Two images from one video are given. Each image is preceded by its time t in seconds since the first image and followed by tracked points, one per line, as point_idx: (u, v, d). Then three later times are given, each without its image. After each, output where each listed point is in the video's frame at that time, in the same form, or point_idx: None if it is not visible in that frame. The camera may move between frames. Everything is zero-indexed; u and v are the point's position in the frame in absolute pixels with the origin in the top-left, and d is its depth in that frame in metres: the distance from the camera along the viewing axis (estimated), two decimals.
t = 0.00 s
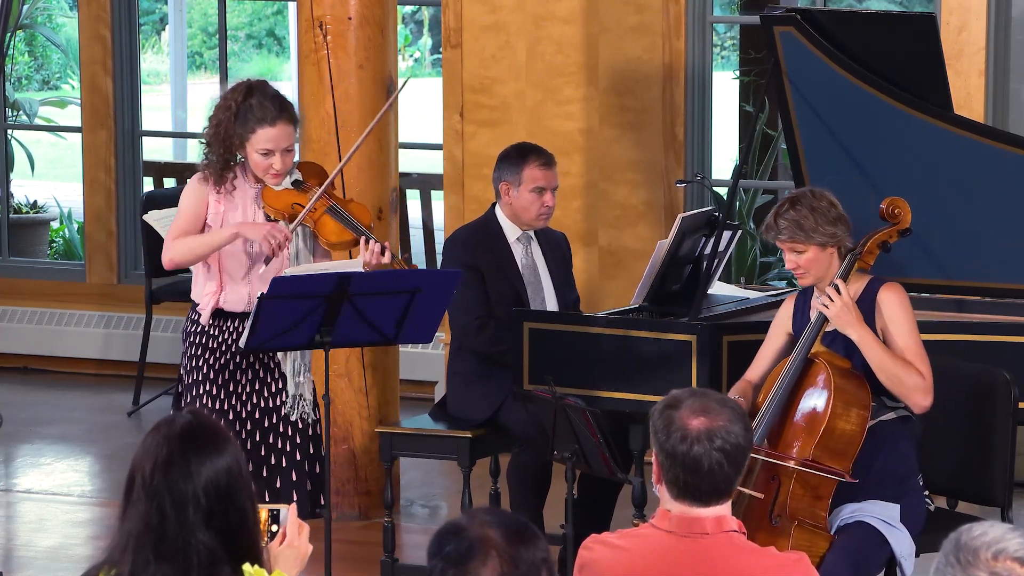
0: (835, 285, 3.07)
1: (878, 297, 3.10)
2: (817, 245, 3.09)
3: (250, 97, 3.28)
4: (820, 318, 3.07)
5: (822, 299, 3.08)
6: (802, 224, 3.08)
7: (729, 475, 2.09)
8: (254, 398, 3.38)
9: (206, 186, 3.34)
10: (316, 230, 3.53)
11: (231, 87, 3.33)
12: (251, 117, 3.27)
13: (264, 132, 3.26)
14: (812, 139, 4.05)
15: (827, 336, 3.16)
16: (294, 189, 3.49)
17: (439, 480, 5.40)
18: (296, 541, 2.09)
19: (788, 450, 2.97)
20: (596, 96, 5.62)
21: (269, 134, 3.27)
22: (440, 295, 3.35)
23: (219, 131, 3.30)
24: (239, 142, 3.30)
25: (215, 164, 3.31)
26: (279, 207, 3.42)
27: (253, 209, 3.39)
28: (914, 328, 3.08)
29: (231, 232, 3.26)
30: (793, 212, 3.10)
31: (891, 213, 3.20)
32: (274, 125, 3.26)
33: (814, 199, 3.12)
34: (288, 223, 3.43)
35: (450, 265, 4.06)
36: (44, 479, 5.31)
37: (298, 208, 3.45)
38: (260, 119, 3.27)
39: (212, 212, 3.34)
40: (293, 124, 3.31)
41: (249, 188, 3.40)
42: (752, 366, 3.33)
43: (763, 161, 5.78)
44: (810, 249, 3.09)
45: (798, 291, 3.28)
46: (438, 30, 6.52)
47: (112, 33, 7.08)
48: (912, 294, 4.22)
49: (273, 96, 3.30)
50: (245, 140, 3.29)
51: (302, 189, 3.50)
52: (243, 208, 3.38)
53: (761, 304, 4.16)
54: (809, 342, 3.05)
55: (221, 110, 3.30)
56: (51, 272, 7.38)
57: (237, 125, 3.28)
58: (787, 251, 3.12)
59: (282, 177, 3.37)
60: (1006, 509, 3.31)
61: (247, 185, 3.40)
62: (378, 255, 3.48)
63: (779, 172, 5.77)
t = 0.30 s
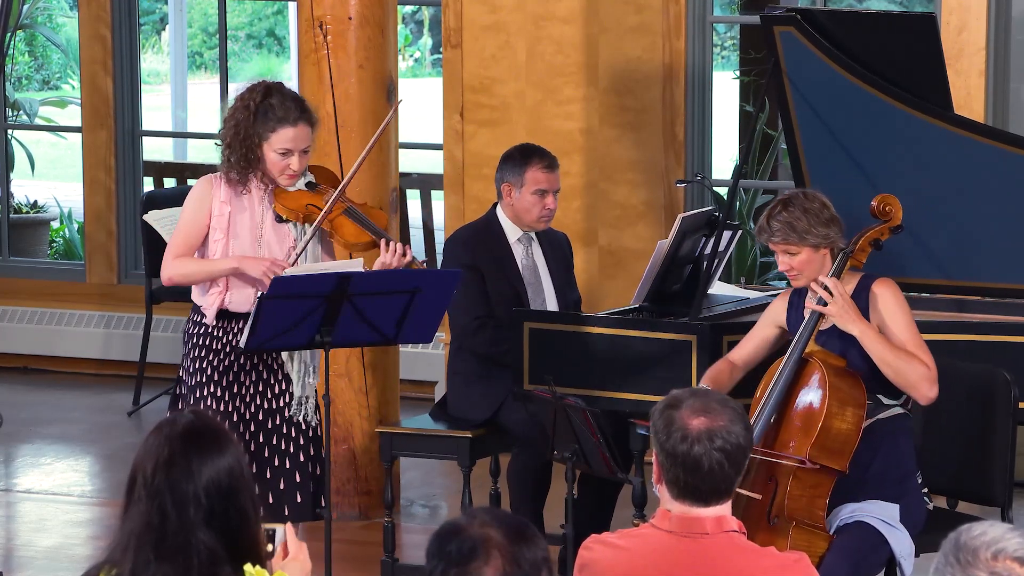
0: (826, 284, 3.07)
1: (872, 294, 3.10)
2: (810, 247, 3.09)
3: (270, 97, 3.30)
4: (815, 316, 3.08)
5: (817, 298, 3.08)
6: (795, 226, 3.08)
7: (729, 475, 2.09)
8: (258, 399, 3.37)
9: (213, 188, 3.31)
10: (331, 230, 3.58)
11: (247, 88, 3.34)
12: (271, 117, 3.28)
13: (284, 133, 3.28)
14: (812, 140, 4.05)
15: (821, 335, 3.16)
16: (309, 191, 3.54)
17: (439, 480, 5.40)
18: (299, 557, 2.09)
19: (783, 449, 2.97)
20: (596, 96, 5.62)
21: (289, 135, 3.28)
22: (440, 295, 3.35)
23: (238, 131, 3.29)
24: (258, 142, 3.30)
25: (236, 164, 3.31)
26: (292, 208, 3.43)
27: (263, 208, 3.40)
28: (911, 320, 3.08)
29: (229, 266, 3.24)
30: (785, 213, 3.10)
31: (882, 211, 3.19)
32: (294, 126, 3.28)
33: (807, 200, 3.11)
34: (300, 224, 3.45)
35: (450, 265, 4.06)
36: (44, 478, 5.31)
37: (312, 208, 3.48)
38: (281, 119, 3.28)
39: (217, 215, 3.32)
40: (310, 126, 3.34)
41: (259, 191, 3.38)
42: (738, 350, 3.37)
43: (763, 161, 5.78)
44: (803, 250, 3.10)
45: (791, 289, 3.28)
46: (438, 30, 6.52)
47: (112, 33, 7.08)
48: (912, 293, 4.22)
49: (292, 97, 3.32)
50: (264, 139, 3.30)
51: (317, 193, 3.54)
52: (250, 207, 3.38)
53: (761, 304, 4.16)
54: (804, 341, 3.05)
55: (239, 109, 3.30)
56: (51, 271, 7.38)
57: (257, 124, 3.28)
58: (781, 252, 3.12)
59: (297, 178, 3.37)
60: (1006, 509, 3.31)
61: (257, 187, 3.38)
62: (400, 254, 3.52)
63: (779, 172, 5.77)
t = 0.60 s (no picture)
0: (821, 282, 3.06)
1: (865, 291, 3.10)
2: (804, 244, 3.09)
3: (253, 86, 3.29)
4: (809, 313, 3.06)
5: (812, 294, 3.07)
6: (788, 223, 3.08)
7: (729, 475, 2.09)
8: (269, 398, 3.39)
9: (208, 188, 3.34)
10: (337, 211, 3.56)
11: (228, 82, 3.33)
12: (258, 105, 3.28)
13: (274, 118, 3.28)
14: (813, 140, 4.05)
15: (815, 334, 3.16)
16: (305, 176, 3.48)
17: (439, 480, 5.40)
18: None
19: (780, 450, 2.97)
20: (596, 96, 5.62)
21: (279, 121, 3.29)
22: (440, 295, 3.35)
23: (226, 125, 3.29)
24: (249, 133, 3.30)
25: (224, 159, 3.32)
26: (292, 194, 3.40)
27: (263, 200, 3.40)
28: (905, 317, 3.08)
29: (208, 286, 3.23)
30: (779, 211, 3.10)
31: (872, 208, 3.18)
32: (283, 110, 3.28)
33: (800, 198, 3.12)
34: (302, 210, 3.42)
35: (450, 265, 4.06)
36: (44, 478, 5.31)
37: (312, 192, 3.44)
38: (268, 106, 3.28)
39: (216, 213, 3.33)
40: (298, 110, 3.34)
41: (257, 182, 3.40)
42: (731, 351, 3.37)
43: (763, 161, 5.78)
44: (797, 248, 3.09)
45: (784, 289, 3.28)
46: (438, 30, 6.52)
47: (112, 33, 7.08)
48: (912, 293, 4.22)
49: (274, 83, 3.32)
50: (253, 129, 3.29)
51: (314, 176, 3.49)
52: (249, 201, 3.38)
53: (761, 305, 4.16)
54: (798, 339, 3.04)
55: (224, 103, 3.30)
56: (51, 271, 7.38)
57: (245, 115, 3.28)
58: (774, 251, 3.11)
59: (292, 163, 3.38)
60: (1006, 509, 3.31)
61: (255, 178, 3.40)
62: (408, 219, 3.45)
63: (779, 172, 5.77)
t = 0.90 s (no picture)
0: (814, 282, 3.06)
1: (860, 290, 3.10)
2: (800, 240, 3.09)
3: (227, 87, 3.30)
4: (803, 313, 3.06)
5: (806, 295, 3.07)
6: (786, 218, 3.08)
7: (729, 475, 2.09)
8: (275, 396, 3.39)
9: (195, 196, 3.35)
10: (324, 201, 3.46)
11: (203, 85, 3.34)
12: (233, 106, 3.29)
13: (251, 117, 3.28)
14: (813, 140, 4.06)
15: (809, 334, 3.16)
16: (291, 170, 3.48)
17: (439, 480, 5.40)
18: None
19: (777, 451, 2.97)
20: (596, 96, 5.62)
21: (256, 118, 3.28)
22: (440, 295, 3.34)
23: (201, 129, 3.31)
24: (227, 134, 3.31)
25: (201, 162, 3.32)
26: (280, 190, 3.40)
27: (254, 200, 3.40)
28: (900, 318, 3.08)
29: (198, 304, 3.25)
30: (776, 206, 3.11)
31: (865, 207, 3.17)
32: (258, 108, 3.28)
33: (797, 194, 3.13)
34: (292, 204, 3.42)
35: (450, 265, 4.06)
36: (44, 479, 5.31)
37: (301, 186, 3.43)
38: (243, 106, 3.28)
39: (205, 222, 3.35)
40: (275, 105, 3.33)
41: (244, 181, 3.41)
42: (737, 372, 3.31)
43: (763, 161, 5.78)
44: (794, 244, 3.09)
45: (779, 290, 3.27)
46: (438, 30, 6.52)
47: (112, 33, 7.08)
48: (912, 293, 4.22)
49: (248, 81, 3.31)
50: (232, 130, 3.30)
51: (300, 170, 3.49)
52: (239, 202, 3.38)
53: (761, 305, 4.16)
54: (793, 339, 3.04)
55: (200, 109, 3.31)
56: (51, 272, 7.38)
57: (221, 117, 3.30)
58: (771, 246, 3.11)
59: (276, 159, 3.38)
60: (1006, 509, 3.31)
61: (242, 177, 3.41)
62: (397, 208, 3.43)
63: (779, 172, 5.77)
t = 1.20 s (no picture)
0: (813, 282, 3.05)
1: (860, 288, 3.10)
2: (802, 237, 3.09)
3: (257, 90, 3.29)
4: (802, 313, 3.06)
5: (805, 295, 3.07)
6: (787, 215, 3.08)
7: (729, 476, 2.09)
8: (286, 396, 3.38)
9: (214, 193, 3.36)
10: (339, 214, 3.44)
11: (236, 83, 3.33)
12: (261, 109, 3.28)
13: (277, 123, 3.27)
14: (812, 140, 4.06)
15: (808, 333, 3.15)
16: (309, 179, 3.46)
17: (439, 480, 5.40)
18: None
19: (777, 450, 2.97)
20: (596, 96, 5.62)
21: (283, 125, 3.27)
22: (440, 295, 3.34)
23: (226, 126, 3.32)
24: (252, 135, 3.31)
25: (221, 158, 3.35)
26: (297, 199, 3.39)
27: (272, 203, 3.40)
28: (899, 317, 3.08)
29: (171, 281, 3.23)
30: (778, 203, 3.11)
31: (863, 205, 3.18)
32: (285, 115, 3.27)
33: (800, 190, 3.12)
34: (308, 214, 3.40)
35: (449, 265, 4.06)
36: (44, 478, 5.31)
37: (317, 197, 3.41)
38: (271, 111, 3.27)
39: (221, 219, 3.36)
40: (304, 115, 3.32)
41: (265, 184, 3.41)
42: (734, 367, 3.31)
43: (763, 161, 5.78)
44: (795, 241, 3.09)
45: (779, 287, 3.27)
46: (437, 30, 6.52)
47: (112, 33, 7.08)
48: (912, 293, 4.22)
49: (279, 87, 3.30)
50: (257, 132, 3.30)
51: (318, 180, 3.46)
52: (257, 205, 3.38)
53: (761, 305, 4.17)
54: (792, 339, 3.03)
55: (228, 106, 3.31)
56: (51, 272, 7.38)
57: (248, 119, 3.29)
58: (772, 242, 3.11)
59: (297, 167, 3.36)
60: (1006, 509, 3.31)
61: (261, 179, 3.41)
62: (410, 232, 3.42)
63: (780, 172, 5.77)
